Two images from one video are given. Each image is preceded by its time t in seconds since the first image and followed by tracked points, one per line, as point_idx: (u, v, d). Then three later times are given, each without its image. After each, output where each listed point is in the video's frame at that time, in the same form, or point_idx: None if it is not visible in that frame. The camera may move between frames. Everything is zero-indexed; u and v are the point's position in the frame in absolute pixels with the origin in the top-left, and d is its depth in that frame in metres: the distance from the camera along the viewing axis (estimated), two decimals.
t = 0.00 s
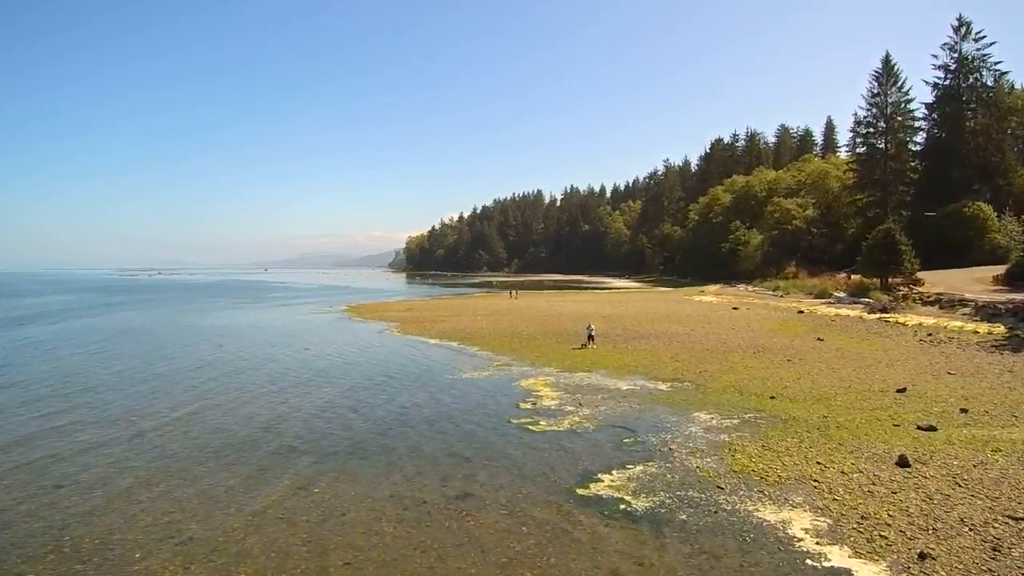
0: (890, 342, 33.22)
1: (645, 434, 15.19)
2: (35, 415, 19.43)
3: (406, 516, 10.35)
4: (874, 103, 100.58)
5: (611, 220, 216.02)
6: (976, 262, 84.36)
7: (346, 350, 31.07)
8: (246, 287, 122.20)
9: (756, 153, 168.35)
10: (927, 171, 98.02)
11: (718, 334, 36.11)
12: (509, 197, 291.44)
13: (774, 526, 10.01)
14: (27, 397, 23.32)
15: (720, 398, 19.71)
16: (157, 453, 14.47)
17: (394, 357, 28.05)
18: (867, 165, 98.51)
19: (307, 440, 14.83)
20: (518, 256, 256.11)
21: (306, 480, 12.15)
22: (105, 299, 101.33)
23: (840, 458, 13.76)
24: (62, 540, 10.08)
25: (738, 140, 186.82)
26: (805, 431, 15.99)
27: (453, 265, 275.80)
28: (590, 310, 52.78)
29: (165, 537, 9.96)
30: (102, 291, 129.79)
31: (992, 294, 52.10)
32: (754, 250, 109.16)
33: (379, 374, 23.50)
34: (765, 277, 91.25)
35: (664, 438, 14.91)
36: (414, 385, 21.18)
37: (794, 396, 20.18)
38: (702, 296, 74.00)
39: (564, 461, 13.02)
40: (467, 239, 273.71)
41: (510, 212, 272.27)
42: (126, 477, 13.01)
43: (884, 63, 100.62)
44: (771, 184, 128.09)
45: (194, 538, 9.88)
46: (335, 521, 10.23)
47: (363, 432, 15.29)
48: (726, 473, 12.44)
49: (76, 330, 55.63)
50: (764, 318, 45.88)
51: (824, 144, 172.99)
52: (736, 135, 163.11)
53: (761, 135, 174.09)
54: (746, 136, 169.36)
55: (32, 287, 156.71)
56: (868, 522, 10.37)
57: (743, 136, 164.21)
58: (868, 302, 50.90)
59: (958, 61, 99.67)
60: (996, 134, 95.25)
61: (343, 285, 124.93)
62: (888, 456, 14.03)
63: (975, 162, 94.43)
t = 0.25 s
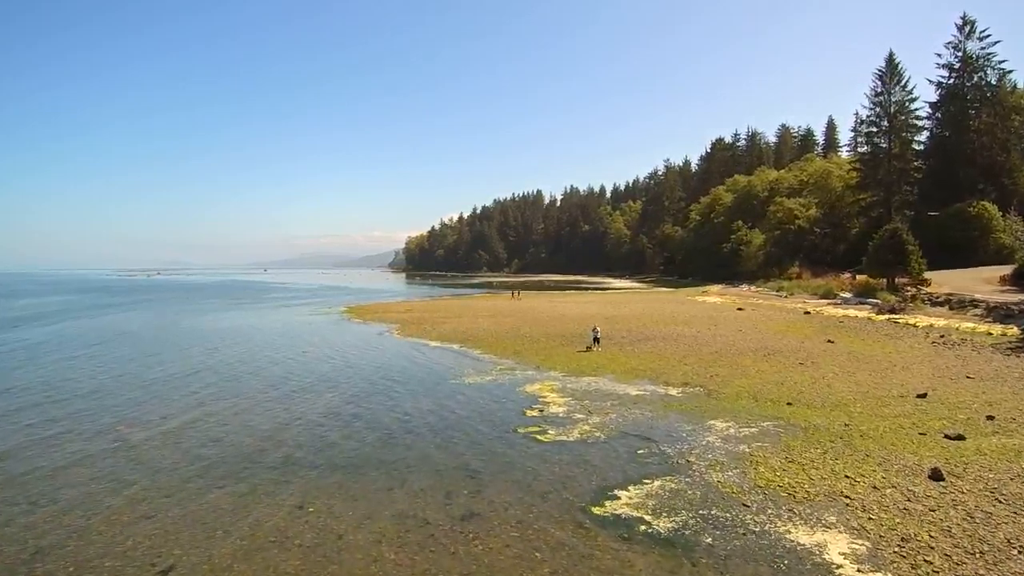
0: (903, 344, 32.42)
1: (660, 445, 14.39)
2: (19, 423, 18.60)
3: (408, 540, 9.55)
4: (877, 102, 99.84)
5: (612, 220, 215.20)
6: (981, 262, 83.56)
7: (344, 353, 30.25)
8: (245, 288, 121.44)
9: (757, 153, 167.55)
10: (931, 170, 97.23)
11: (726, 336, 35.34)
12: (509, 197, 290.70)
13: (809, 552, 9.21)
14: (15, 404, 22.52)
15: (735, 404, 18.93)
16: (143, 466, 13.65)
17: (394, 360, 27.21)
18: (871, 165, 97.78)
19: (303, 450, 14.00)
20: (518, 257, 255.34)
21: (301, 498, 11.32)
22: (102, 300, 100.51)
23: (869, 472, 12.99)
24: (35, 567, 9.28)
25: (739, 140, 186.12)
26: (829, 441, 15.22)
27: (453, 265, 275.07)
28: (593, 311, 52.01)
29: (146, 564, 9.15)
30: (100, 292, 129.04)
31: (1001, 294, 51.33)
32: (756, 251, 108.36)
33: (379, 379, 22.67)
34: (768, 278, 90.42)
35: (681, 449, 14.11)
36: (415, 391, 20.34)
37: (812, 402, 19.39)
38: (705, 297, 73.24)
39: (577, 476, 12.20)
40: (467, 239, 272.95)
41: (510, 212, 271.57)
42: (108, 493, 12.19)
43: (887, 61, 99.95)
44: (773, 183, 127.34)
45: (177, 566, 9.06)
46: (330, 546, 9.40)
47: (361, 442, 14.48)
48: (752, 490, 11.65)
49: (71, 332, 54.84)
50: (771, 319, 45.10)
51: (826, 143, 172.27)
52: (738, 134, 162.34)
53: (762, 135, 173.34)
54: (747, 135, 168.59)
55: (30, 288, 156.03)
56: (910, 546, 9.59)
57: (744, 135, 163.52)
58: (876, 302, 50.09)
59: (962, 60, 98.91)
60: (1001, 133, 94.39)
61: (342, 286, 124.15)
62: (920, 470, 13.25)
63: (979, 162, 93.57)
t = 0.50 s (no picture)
0: (916, 347, 31.62)
1: (677, 457, 13.58)
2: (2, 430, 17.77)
3: (411, 566, 8.77)
4: (881, 100, 99.04)
5: (612, 220, 214.40)
6: (986, 262, 82.66)
7: (343, 356, 29.41)
8: (243, 288, 120.59)
9: (759, 152, 166.68)
10: (935, 170, 96.43)
11: (734, 338, 34.54)
12: (509, 197, 289.94)
13: None
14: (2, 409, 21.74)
15: (752, 411, 18.15)
16: (127, 478, 12.83)
17: (394, 364, 26.39)
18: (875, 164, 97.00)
19: (297, 463, 13.17)
20: (518, 257, 254.62)
21: (295, 516, 10.54)
22: (97, 301, 99.66)
23: (900, 488, 12.25)
24: None
25: (740, 139, 185.42)
26: (854, 453, 14.47)
27: (453, 266, 274.36)
28: (596, 312, 51.20)
29: None
30: (97, 292, 128.14)
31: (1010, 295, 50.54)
32: (759, 251, 107.39)
33: (378, 384, 21.84)
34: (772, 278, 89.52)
35: (700, 461, 13.32)
36: (417, 397, 19.53)
37: (831, 409, 18.59)
38: (709, 297, 72.45)
39: (591, 493, 11.40)
40: (467, 239, 272.17)
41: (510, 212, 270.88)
42: (87, 509, 11.37)
43: (891, 60, 99.19)
44: (776, 183, 126.51)
45: None
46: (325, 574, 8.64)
47: (359, 453, 13.67)
48: (780, 509, 10.86)
49: (67, 333, 54.06)
50: (777, 320, 44.32)
51: (827, 143, 171.45)
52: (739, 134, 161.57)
53: (763, 134, 172.48)
54: (749, 135, 167.73)
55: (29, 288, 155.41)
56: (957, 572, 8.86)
57: (746, 135, 162.81)
58: (883, 304, 49.27)
59: (966, 58, 98.07)
60: (1006, 132, 93.34)
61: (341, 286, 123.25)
62: (955, 485, 12.49)
63: (984, 161, 92.54)
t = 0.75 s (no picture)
0: (931, 350, 30.81)
1: (695, 471, 12.74)
2: None
3: None
4: (885, 99, 98.24)
5: (613, 220, 213.49)
6: (992, 263, 81.77)
7: (341, 359, 28.57)
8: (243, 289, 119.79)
9: (760, 152, 165.73)
10: (940, 169, 95.52)
11: (742, 340, 33.67)
12: (509, 197, 288.98)
13: None
14: None
15: (769, 420, 17.32)
16: (107, 494, 12.02)
17: (393, 367, 25.55)
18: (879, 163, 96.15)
19: (289, 477, 12.35)
20: (518, 257, 253.77)
21: (288, 540, 9.70)
22: (95, 302, 98.87)
23: (939, 506, 11.46)
24: None
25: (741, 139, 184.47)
26: (883, 466, 13.67)
27: (453, 266, 273.43)
28: (599, 313, 50.30)
29: None
30: (94, 292, 127.07)
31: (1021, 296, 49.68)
32: (761, 251, 106.48)
33: (377, 389, 21.01)
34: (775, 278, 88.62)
35: (721, 475, 12.51)
36: (417, 403, 18.67)
37: (852, 418, 17.79)
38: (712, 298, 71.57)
39: (607, 512, 10.56)
40: (467, 239, 271.26)
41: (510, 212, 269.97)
42: (61, 530, 10.56)
43: (895, 58, 98.38)
44: (778, 182, 125.64)
45: None
46: None
47: (356, 466, 12.84)
48: (814, 531, 10.05)
49: (60, 335, 53.15)
50: (785, 321, 43.48)
51: (829, 143, 170.55)
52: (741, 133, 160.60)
53: (765, 134, 171.54)
54: (750, 134, 166.81)
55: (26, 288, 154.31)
56: None
57: (747, 134, 161.85)
58: (892, 305, 48.42)
59: (971, 57, 97.22)
60: (1012, 130, 92.16)
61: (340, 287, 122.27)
62: (995, 502, 11.71)
63: (989, 160, 91.45)
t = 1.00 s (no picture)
0: (946, 353, 30.00)
1: (716, 488, 11.86)
2: None
3: None
4: (889, 98, 97.52)
5: (613, 220, 212.68)
6: (998, 263, 80.92)
7: (339, 362, 27.66)
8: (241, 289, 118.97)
9: (762, 152, 164.87)
10: (944, 169, 94.67)
11: (751, 342, 32.83)
12: (509, 197, 288.09)
13: None
14: None
15: (790, 430, 16.46)
16: (86, 514, 11.15)
17: (393, 371, 24.68)
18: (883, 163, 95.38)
19: (279, 495, 11.46)
20: (518, 257, 252.99)
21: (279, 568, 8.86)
22: (92, 301, 98.09)
23: (983, 526, 10.65)
24: None
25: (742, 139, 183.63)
26: (915, 482, 12.89)
27: (452, 266, 272.56)
28: (603, 314, 49.43)
29: None
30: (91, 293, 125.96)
31: None
32: (764, 251, 105.55)
33: (376, 394, 20.16)
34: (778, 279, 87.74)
35: (746, 492, 11.67)
36: (417, 411, 17.75)
37: (875, 427, 17.00)
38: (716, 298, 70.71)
39: (626, 536, 9.72)
40: (467, 239, 270.36)
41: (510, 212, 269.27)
42: (30, 557, 9.69)
43: (899, 56, 97.64)
44: (780, 182, 124.80)
45: None
46: None
47: (354, 482, 11.97)
48: (855, 558, 9.21)
49: (54, 336, 52.23)
50: (793, 323, 42.65)
51: (831, 142, 169.80)
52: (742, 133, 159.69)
53: (767, 134, 170.73)
54: (752, 134, 165.97)
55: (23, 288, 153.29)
56: None
57: (749, 133, 160.95)
58: (901, 306, 47.58)
59: (976, 55, 96.45)
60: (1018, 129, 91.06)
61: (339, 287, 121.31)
62: None
63: (994, 159, 90.43)
